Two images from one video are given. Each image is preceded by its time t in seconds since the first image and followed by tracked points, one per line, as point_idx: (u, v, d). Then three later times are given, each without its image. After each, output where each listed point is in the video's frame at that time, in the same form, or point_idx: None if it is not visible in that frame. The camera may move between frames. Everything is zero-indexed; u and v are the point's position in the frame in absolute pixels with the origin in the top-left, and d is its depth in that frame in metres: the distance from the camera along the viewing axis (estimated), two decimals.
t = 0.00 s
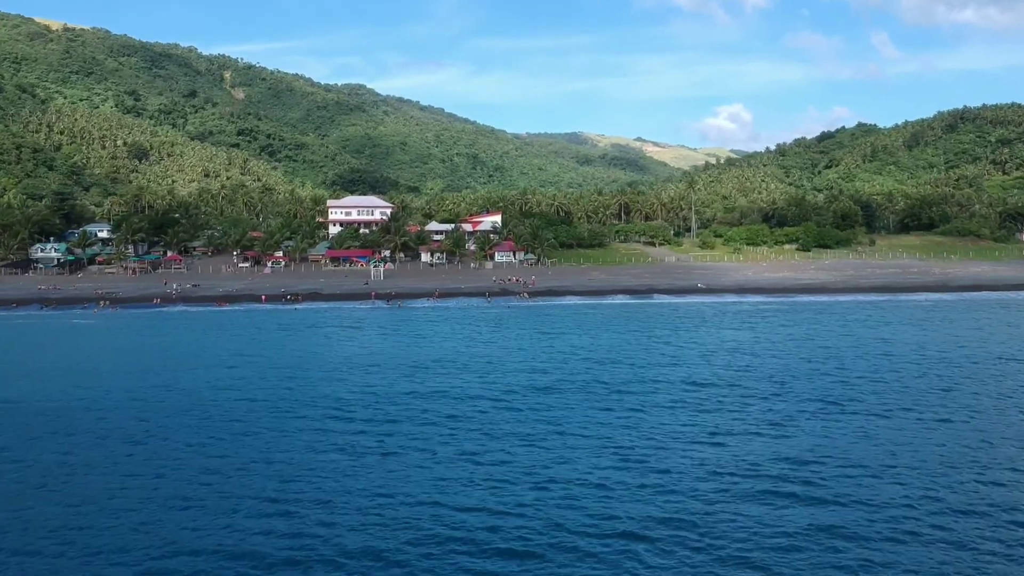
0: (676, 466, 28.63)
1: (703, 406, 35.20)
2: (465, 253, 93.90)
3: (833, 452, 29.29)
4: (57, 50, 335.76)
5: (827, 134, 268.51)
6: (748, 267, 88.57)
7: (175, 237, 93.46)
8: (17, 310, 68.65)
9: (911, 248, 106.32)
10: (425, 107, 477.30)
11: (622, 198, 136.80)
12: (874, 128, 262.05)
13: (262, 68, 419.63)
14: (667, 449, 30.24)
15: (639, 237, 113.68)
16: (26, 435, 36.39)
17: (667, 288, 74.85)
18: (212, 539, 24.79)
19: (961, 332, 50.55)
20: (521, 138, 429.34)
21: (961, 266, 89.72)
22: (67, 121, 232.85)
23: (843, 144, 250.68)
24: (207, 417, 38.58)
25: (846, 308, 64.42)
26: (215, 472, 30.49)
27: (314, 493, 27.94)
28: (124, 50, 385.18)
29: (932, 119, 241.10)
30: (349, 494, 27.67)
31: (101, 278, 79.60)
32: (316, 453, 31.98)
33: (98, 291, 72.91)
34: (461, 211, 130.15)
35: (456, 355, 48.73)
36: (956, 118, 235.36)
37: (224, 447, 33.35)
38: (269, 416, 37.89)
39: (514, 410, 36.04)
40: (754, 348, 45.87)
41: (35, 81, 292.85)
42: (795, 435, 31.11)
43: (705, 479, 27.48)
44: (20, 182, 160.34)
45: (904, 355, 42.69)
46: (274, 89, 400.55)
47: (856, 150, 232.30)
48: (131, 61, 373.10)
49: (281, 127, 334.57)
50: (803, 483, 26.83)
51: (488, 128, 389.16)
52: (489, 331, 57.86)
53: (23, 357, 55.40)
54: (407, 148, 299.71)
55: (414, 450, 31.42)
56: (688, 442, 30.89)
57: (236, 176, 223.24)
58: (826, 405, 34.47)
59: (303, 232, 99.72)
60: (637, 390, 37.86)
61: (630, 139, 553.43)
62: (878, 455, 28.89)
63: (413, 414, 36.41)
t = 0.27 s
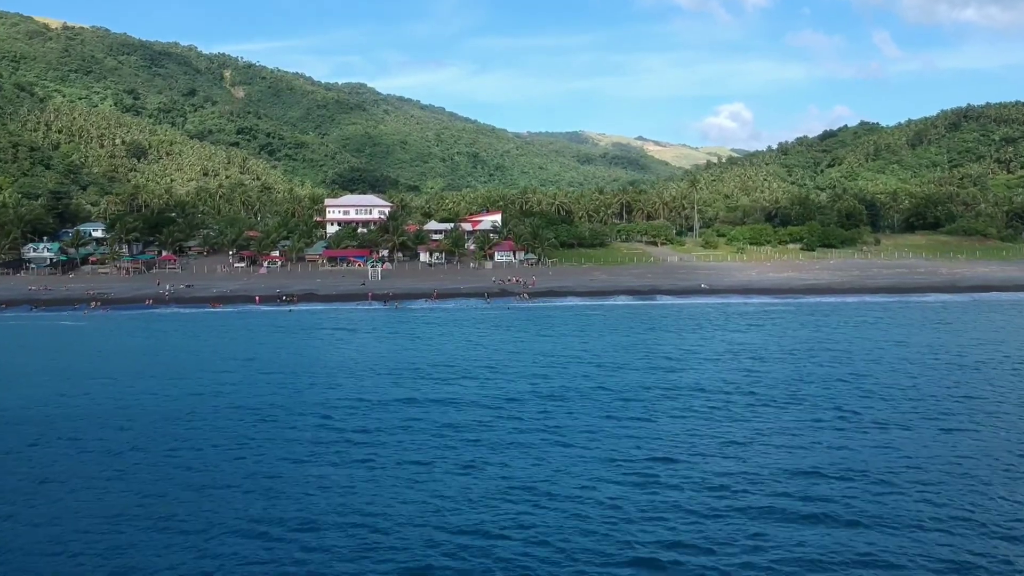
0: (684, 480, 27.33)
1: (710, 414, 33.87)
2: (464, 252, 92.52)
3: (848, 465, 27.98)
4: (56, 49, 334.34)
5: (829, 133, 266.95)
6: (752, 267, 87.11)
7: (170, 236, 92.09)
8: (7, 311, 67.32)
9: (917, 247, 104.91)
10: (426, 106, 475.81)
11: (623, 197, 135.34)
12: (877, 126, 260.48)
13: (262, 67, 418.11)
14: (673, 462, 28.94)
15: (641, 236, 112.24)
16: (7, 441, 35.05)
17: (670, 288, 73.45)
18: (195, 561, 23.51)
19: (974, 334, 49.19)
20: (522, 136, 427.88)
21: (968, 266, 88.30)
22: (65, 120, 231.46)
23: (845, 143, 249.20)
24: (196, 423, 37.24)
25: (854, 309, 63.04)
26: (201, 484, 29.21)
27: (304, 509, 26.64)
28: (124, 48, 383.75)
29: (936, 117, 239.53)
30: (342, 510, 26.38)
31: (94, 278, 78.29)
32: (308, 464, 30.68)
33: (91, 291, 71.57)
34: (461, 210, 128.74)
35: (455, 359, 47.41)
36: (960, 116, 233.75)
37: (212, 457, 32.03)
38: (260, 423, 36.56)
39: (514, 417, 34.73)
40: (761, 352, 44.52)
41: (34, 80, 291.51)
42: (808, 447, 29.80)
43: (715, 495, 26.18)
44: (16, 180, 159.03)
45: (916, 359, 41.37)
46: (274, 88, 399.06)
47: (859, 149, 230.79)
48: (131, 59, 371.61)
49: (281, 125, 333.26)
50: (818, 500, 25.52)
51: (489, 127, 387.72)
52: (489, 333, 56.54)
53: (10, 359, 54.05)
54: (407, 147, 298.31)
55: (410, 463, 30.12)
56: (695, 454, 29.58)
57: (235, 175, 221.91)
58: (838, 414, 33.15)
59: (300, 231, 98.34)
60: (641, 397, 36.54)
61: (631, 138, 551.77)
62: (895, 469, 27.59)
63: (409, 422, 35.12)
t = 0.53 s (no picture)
0: (693, 497, 25.97)
1: (718, 424, 32.51)
2: (463, 252, 91.14)
3: (865, 481, 26.59)
4: (54, 47, 332.75)
5: (832, 131, 265.43)
6: (756, 267, 85.63)
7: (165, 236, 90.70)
8: None
9: (923, 247, 103.48)
10: (426, 105, 474.27)
11: (625, 195, 133.88)
12: (880, 125, 258.89)
13: (261, 65, 416.41)
14: (681, 476, 27.62)
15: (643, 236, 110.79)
16: None
17: (672, 288, 72.02)
18: None
19: (986, 337, 47.91)
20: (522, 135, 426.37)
21: (976, 266, 86.87)
22: (63, 118, 229.96)
23: (848, 142, 247.58)
24: (184, 431, 35.87)
25: (861, 310, 61.64)
26: (187, 498, 27.95)
27: (294, 530, 25.31)
28: (123, 47, 382.11)
29: (939, 115, 237.99)
30: (332, 531, 25.04)
31: (87, 279, 76.94)
32: (298, 478, 29.36)
33: (82, 291, 70.20)
34: (460, 209, 127.33)
35: (452, 363, 46.06)
36: (963, 115, 232.17)
37: (199, 469, 30.70)
38: (250, 432, 35.21)
39: (514, 426, 33.37)
40: (767, 356, 43.14)
41: (32, 78, 289.97)
42: (822, 460, 28.43)
43: (726, 514, 24.83)
44: (12, 179, 157.62)
45: (929, 365, 39.97)
46: (274, 87, 397.43)
47: (862, 148, 229.23)
48: (130, 58, 370.03)
49: (281, 124, 331.71)
50: (834, 520, 24.17)
51: (489, 126, 386.19)
52: (487, 335, 55.13)
53: None
54: (407, 146, 296.85)
55: (405, 476, 28.79)
56: (703, 468, 28.24)
57: (234, 174, 220.47)
58: (850, 423, 31.88)
59: (297, 231, 96.94)
60: (645, 406, 35.13)
61: (632, 137, 550.15)
62: (915, 486, 26.22)
63: (405, 430, 33.76)
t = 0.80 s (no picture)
0: (705, 515, 24.66)
1: (727, 435, 31.16)
2: (462, 252, 89.75)
3: (884, 499, 25.25)
4: (53, 46, 331.25)
5: (834, 130, 263.86)
6: (760, 268, 84.16)
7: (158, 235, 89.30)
8: None
9: (928, 246, 102.03)
10: (426, 104, 472.73)
11: (627, 195, 132.41)
12: (882, 123, 257.28)
13: (261, 64, 414.78)
14: (689, 493, 26.24)
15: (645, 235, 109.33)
16: None
17: (675, 289, 70.62)
18: None
19: (1000, 340, 46.53)
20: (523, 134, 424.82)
21: (984, 267, 85.44)
22: (61, 117, 228.60)
23: (850, 140, 246.07)
24: (170, 439, 34.51)
25: (868, 312, 60.29)
26: (172, 515, 26.63)
27: (283, 550, 24.01)
28: (122, 45, 380.59)
29: (942, 114, 236.39)
30: (322, 551, 23.71)
31: (79, 279, 75.53)
32: (287, 493, 28.01)
33: (73, 292, 68.77)
34: (460, 208, 125.89)
35: (450, 369, 44.70)
36: (966, 114, 230.56)
37: (185, 482, 29.35)
38: (239, 441, 33.83)
39: (513, 437, 32.00)
40: (775, 361, 41.76)
41: (31, 77, 288.58)
42: (837, 476, 27.07)
43: (739, 535, 23.47)
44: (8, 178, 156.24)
45: (944, 371, 38.65)
46: (273, 86, 395.85)
47: (864, 147, 227.75)
48: (130, 57, 368.64)
49: (281, 123, 330.30)
50: (854, 542, 22.83)
51: (490, 125, 384.67)
52: (486, 338, 53.75)
53: None
54: (407, 145, 295.38)
55: (400, 491, 27.45)
56: (712, 483, 26.90)
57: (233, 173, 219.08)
58: (865, 434, 30.58)
59: (293, 230, 95.51)
60: (650, 414, 33.76)
61: (632, 136, 548.56)
62: (937, 505, 24.85)
63: (401, 441, 32.38)
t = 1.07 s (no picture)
0: (718, 536, 23.33)
1: (739, 447, 29.68)
2: (461, 251, 88.31)
3: (907, 519, 23.90)
4: (52, 45, 329.79)
5: (836, 129, 262.26)
6: (763, 269, 82.71)
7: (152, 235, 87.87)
8: None
9: (934, 246, 100.57)
10: (427, 104, 471.49)
11: (628, 194, 130.92)
12: (884, 122, 255.72)
13: (261, 63, 413.32)
14: (703, 513, 24.77)
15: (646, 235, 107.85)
16: None
17: (677, 290, 69.17)
18: None
19: (1014, 345, 45.14)
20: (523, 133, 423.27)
21: (991, 267, 83.94)
22: (59, 116, 227.22)
23: (852, 139, 244.57)
24: (156, 447, 33.03)
25: (876, 314, 58.83)
26: (157, 531, 25.35)
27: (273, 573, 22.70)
28: (121, 44, 379.23)
29: (945, 112, 234.77)
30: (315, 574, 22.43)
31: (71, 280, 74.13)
32: (279, 508, 26.70)
33: (63, 293, 67.33)
34: (459, 207, 124.48)
35: (447, 375, 43.23)
36: (970, 112, 228.90)
37: (169, 496, 27.88)
38: (228, 451, 32.37)
39: (515, 449, 30.53)
40: (784, 367, 40.30)
41: (29, 77, 287.32)
42: (859, 494, 25.60)
43: (757, 560, 22.02)
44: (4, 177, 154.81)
45: (960, 379, 37.31)
46: (273, 85, 394.27)
47: (867, 146, 226.06)
48: (129, 56, 367.20)
49: (280, 122, 328.94)
50: (881, 570, 21.39)
51: (490, 124, 383.14)
52: (485, 342, 52.28)
53: None
54: (407, 144, 293.91)
55: (396, 507, 26.15)
56: (725, 499, 25.56)
57: (232, 172, 217.63)
58: (882, 446, 29.24)
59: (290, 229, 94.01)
60: (658, 425, 32.28)
61: (633, 135, 546.95)
62: (962, 525, 23.53)
63: (397, 453, 30.93)
